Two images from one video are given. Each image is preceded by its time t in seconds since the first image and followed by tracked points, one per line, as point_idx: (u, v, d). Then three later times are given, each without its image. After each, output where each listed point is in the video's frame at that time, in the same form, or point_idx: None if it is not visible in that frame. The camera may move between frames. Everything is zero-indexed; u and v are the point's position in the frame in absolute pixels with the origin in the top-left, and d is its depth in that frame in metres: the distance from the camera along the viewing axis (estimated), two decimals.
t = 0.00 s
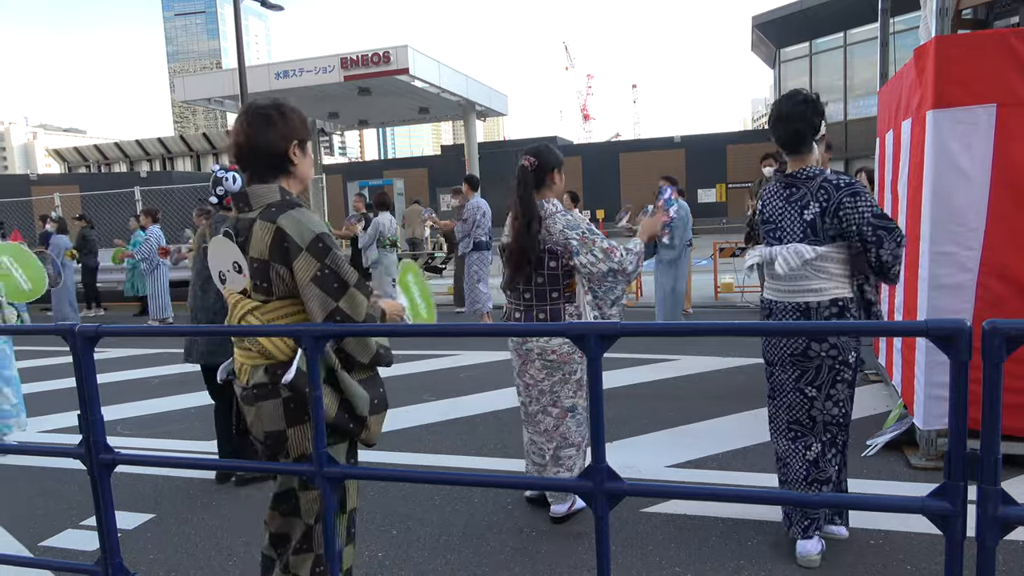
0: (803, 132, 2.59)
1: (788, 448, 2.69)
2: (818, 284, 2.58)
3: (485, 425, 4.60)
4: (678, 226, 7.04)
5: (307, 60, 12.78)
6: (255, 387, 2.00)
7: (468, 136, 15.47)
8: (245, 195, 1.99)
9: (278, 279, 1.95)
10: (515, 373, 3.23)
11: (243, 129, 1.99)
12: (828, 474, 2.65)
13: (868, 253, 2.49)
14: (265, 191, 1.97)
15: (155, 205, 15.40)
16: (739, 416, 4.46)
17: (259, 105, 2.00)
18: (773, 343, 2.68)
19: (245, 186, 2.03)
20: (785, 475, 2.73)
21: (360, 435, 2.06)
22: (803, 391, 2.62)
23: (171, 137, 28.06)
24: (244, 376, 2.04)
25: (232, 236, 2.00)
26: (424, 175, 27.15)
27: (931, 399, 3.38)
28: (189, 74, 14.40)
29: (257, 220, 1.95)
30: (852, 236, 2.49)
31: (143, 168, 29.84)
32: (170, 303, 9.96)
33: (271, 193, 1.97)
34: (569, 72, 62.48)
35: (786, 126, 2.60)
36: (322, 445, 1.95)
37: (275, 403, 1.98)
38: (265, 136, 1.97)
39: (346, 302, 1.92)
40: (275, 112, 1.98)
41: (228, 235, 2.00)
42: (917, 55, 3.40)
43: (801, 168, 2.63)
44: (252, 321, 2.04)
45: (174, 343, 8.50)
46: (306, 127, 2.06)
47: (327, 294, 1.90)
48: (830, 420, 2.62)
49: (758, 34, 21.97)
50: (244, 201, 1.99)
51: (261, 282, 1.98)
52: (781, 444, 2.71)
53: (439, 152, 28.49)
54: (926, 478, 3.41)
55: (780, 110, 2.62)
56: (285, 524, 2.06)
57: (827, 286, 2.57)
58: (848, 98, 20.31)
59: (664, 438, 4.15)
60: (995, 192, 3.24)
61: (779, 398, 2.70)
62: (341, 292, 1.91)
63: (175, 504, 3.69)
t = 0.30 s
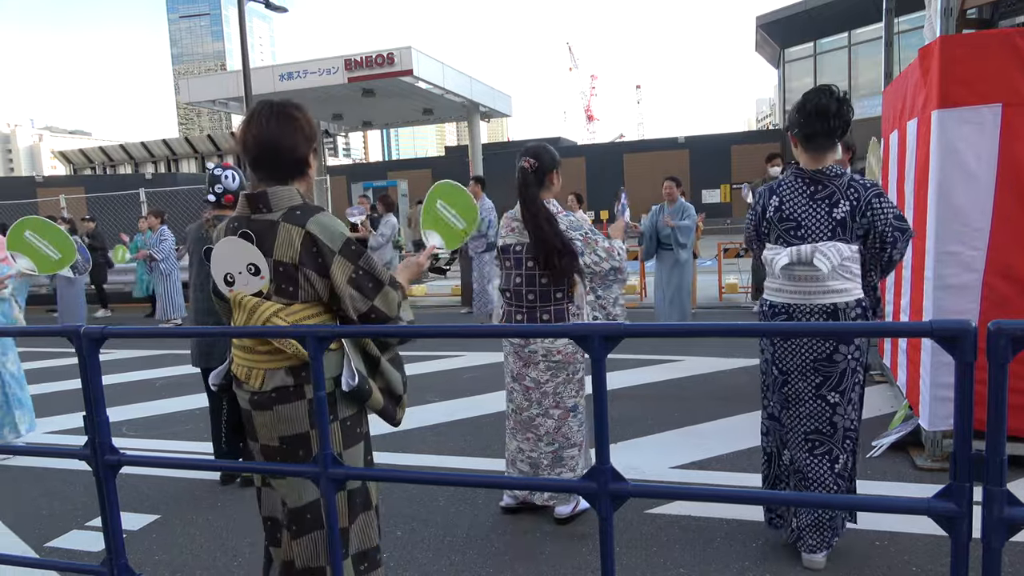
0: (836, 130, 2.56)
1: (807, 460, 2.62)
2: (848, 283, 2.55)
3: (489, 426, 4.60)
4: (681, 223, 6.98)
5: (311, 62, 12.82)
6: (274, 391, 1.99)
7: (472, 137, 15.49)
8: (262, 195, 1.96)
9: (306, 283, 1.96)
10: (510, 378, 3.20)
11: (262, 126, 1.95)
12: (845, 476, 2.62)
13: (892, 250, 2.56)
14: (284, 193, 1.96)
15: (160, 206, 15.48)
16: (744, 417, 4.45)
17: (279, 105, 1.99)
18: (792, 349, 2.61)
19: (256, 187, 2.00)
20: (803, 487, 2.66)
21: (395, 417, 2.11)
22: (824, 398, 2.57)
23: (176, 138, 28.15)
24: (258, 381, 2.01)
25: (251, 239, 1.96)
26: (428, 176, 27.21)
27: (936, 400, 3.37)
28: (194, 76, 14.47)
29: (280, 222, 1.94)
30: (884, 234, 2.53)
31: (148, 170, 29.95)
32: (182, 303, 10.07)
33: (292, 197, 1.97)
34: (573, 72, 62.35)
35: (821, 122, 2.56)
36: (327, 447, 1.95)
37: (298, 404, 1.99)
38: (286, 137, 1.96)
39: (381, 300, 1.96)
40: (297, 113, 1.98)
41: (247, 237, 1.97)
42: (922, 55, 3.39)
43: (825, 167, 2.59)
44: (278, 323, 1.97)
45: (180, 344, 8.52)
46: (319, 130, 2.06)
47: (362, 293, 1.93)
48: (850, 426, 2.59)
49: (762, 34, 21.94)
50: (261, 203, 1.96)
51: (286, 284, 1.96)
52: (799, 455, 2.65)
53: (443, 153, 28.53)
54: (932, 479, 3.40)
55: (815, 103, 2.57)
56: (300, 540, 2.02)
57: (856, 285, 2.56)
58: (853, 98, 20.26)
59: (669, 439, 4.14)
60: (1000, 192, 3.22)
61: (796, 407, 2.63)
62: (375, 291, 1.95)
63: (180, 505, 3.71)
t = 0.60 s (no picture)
0: (835, 128, 2.55)
1: (804, 460, 2.61)
2: (849, 283, 2.57)
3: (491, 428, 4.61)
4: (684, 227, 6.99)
5: (313, 64, 12.85)
6: (275, 391, 2.00)
7: (474, 138, 15.51)
8: (253, 199, 1.96)
9: (307, 283, 1.97)
10: (500, 378, 3.22)
11: (254, 130, 1.97)
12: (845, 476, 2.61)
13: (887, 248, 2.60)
14: (279, 196, 1.96)
15: (163, 208, 15.49)
16: (747, 418, 4.44)
17: (268, 108, 2.00)
18: (791, 350, 2.60)
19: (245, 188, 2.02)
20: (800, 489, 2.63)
21: (371, 428, 2.15)
22: (822, 399, 2.57)
23: (178, 141, 28.21)
24: (258, 383, 2.01)
25: (248, 242, 1.96)
26: (430, 178, 27.23)
27: (939, 400, 3.36)
28: (196, 79, 14.50)
29: (275, 224, 1.94)
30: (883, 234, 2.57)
31: (150, 172, 29.99)
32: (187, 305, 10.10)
33: (286, 199, 1.97)
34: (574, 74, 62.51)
35: (821, 120, 2.54)
36: (330, 446, 1.96)
37: (301, 404, 2.00)
38: (278, 140, 1.98)
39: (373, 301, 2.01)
40: (287, 116, 2.00)
41: (245, 241, 1.97)
42: (924, 55, 3.39)
43: (824, 166, 2.59)
44: (279, 324, 1.97)
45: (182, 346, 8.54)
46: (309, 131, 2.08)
47: (357, 294, 1.98)
48: (846, 426, 2.60)
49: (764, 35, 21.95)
50: (252, 206, 1.96)
51: (286, 285, 1.96)
52: (794, 456, 2.63)
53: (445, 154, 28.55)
54: (935, 480, 3.40)
55: (814, 101, 2.56)
56: (306, 538, 2.03)
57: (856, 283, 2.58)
58: (855, 98, 20.26)
59: (671, 440, 4.14)
60: (1003, 192, 3.22)
61: (793, 408, 2.62)
62: (369, 291, 2.00)
63: (183, 506, 3.72)
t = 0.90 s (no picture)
0: (803, 131, 2.54)
1: (786, 459, 2.62)
2: (825, 288, 2.54)
3: (491, 429, 4.60)
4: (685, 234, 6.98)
5: (314, 65, 12.87)
6: (264, 391, 2.00)
7: (475, 139, 15.51)
8: (240, 200, 1.96)
9: (294, 283, 1.97)
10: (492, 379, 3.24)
11: (237, 131, 1.97)
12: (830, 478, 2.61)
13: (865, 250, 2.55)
14: (264, 195, 1.97)
15: (163, 208, 15.49)
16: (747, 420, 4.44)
17: (252, 108, 2.00)
18: (771, 350, 2.61)
19: (233, 191, 1.99)
20: (783, 486, 2.64)
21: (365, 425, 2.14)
22: (802, 399, 2.56)
23: (178, 141, 28.20)
24: (247, 382, 2.02)
25: (235, 243, 1.97)
26: (430, 178, 27.26)
27: (939, 403, 3.36)
28: (197, 79, 14.49)
29: (262, 224, 1.94)
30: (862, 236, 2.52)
31: (150, 172, 29.96)
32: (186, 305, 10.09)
33: (271, 199, 1.97)
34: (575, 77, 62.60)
35: (790, 123, 2.55)
36: (330, 447, 1.95)
37: (289, 403, 2.00)
38: (262, 142, 1.98)
39: (364, 298, 2.00)
40: (269, 118, 2.00)
41: (231, 241, 1.97)
42: (925, 56, 3.39)
43: (800, 170, 2.59)
44: (267, 325, 1.97)
45: (182, 346, 8.54)
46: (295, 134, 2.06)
47: (346, 291, 1.97)
48: (830, 426, 2.58)
49: (765, 37, 21.98)
50: (240, 206, 1.96)
51: (274, 284, 1.97)
52: (777, 454, 2.64)
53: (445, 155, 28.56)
54: (934, 481, 3.40)
55: (787, 104, 2.58)
56: (302, 534, 2.05)
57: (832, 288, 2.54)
58: (856, 100, 20.26)
59: (671, 441, 4.14)
60: (1002, 194, 3.22)
61: (774, 407, 2.63)
62: (360, 288, 1.99)
63: (182, 506, 3.72)
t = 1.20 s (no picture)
0: (762, 137, 2.56)
1: (763, 455, 2.62)
2: (783, 290, 2.53)
3: (491, 430, 4.60)
4: (679, 235, 6.96)
5: (314, 66, 12.90)
6: (250, 402, 1.99)
7: (476, 139, 15.52)
8: (225, 209, 1.95)
9: (276, 291, 1.95)
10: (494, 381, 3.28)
11: (219, 143, 1.97)
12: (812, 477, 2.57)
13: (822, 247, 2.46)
14: (248, 204, 1.94)
15: (163, 209, 15.50)
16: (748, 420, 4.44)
17: (234, 119, 1.99)
18: (743, 350, 2.63)
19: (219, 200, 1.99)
20: (763, 481, 2.64)
21: (360, 430, 2.11)
22: (774, 397, 2.56)
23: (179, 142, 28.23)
24: (236, 392, 2.02)
25: (219, 253, 1.97)
26: (431, 179, 27.28)
27: (941, 403, 3.36)
28: (197, 81, 14.50)
29: (244, 233, 1.92)
30: (819, 241, 2.45)
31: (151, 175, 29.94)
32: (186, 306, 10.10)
33: (254, 208, 1.94)
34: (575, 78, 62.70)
35: (751, 129, 2.58)
36: (331, 448, 1.95)
37: (275, 416, 1.99)
38: (243, 149, 1.97)
39: (349, 302, 1.97)
40: (247, 126, 1.99)
41: (217, 252, 1.97)
42: (925, 56, 3.39)
43: (764, 175, 2.59)
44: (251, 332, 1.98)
45: (183, 347, 8.54)
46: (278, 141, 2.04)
47: (332, 296, 1.94)
48: (805, 425, 2.54)
49: (765, 37, 21.98)
50: (223, 216, 1.95)
51: (257, 294, 1.96)
52: (757, 450, 2.65)
53: (446, 156, 28.57)
54: (936, 481, 3.39)
55: (748, 112, 2.59)
56: (294, 541, 2.04)
57: (792, 290, 2.52)
58: (857, 100, 20.24)
59: (672, 441, 4.13)
60: (1003, 193, 3.22)
61: (752, 404, 2.65)
62: (343, 294, 1.96)
63: (183, 507, 3.72)
